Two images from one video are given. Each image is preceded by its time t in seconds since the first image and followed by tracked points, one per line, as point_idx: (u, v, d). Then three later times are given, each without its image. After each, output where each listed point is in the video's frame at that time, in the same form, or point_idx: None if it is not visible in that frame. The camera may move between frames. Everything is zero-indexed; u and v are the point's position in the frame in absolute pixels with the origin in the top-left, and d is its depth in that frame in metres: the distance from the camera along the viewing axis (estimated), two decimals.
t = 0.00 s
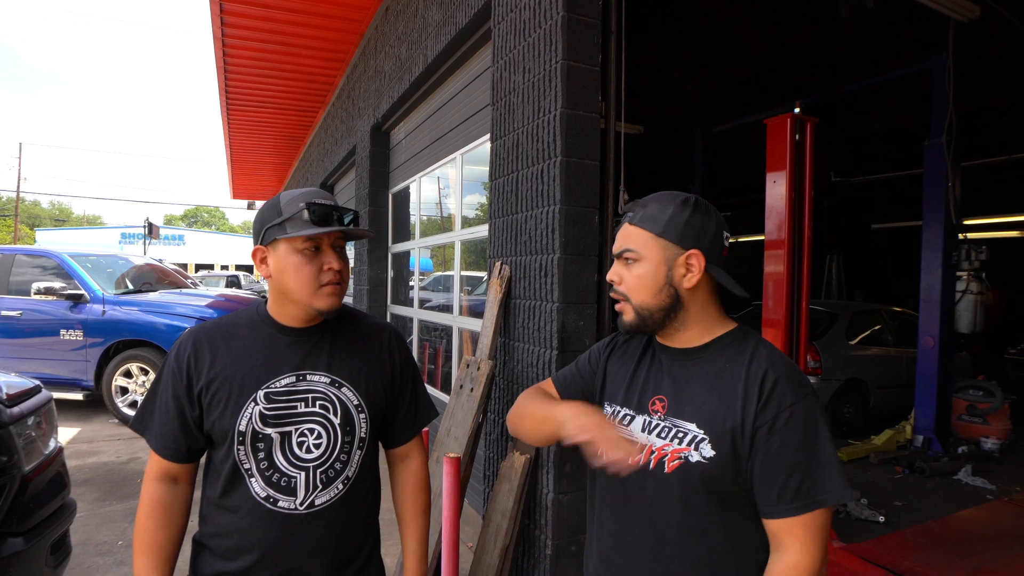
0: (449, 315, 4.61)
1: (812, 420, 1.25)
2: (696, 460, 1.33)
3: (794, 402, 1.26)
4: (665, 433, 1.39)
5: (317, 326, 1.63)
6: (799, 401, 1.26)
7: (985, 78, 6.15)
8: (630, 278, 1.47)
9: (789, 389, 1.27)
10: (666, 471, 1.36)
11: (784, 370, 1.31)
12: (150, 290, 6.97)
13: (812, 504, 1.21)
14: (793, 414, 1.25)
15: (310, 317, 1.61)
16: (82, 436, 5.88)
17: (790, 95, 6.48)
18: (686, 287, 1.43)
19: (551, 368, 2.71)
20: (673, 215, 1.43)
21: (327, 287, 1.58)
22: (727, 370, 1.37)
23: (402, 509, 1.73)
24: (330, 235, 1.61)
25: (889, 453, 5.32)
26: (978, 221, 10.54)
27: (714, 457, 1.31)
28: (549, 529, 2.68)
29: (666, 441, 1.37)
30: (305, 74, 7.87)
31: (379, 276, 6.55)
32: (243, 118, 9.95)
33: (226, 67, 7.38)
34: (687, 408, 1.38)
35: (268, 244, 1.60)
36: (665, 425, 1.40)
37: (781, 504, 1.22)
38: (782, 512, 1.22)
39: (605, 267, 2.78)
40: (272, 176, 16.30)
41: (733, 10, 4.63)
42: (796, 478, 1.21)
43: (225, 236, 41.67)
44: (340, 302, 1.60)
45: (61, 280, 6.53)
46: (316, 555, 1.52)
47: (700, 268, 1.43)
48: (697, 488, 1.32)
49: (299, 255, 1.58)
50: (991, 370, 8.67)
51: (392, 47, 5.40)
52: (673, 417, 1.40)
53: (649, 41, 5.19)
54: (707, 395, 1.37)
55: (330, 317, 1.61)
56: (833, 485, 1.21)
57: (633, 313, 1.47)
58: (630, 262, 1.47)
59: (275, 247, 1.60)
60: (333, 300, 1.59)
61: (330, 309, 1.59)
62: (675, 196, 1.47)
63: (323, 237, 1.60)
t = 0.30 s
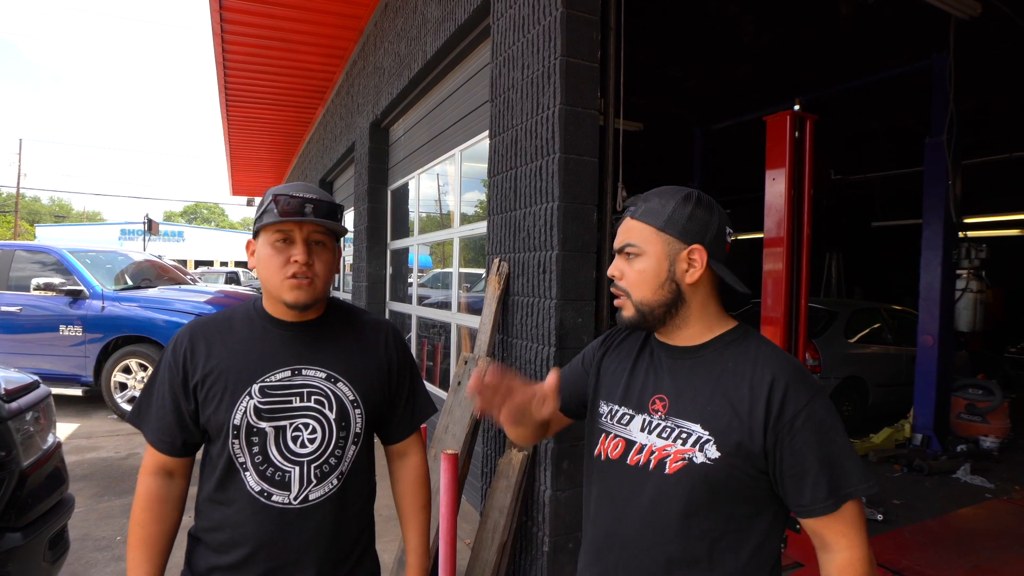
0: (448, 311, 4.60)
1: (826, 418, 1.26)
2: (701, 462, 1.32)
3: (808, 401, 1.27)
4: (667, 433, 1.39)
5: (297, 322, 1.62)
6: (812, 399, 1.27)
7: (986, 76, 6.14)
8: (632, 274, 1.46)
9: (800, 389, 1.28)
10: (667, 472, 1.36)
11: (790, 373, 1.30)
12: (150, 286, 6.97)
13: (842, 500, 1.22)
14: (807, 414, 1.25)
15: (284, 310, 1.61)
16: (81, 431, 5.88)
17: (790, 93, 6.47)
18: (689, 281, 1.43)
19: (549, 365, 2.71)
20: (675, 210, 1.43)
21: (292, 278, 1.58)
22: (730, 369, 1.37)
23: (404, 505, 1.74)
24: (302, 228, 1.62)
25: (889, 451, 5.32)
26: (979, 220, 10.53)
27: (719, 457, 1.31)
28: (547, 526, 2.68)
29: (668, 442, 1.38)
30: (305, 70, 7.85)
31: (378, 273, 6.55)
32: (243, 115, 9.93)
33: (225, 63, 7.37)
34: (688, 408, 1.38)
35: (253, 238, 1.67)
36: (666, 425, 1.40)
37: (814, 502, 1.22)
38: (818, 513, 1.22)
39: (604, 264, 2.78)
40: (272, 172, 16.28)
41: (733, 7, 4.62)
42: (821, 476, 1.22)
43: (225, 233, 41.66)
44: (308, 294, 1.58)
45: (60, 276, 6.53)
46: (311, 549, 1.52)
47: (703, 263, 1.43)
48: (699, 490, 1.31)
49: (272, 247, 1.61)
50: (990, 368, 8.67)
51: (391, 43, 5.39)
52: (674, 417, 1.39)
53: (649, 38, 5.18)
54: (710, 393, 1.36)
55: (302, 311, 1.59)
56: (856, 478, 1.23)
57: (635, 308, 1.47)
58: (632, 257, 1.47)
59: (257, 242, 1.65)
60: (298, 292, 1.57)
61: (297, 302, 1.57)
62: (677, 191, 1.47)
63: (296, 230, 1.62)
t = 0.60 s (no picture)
0: (445, 309, 4.60)
1: (823, 417, 1.26)
2: (705, 459, 1.32)
3: (806, 398, 1.27)
4: (670, 432, 1.39)
5: (288, 320, 1.61)
6: (809, 398, 1.27)
7: (985, 74, 6.13)
8: (629, 275, 1.47)
9: (799, 386, 1.28)
10: (673, 470, 1.36)
11: (791, 366, 1.32)
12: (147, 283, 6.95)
13: (822, 499, 1.23)
14: (803, 414, 1.26)
15: (274, 309, 1.61)
16: (77, 429, 5.87)
17: (789, 91, 6.46)
18: (686, 282, 1.43)
19: (547, 364, 2.70)
20: (671, 210, 1.43)
21: (282, 278, 1.58)
22: (730, 368, 1.37)
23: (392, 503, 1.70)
24: (293, 227, 1.62)
25: (885, 449, 5.33)
26: (977, 218, 10.54)
27: (724, 454, 1.30)
28: (544, 524, 2.68)
29: (672, 441, 1.37)
30: (303, 68, 7.83)
31: (376, 271, 6.53)
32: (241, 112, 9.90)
33: (222, 60, 7.34)
34: (690, 407, 1.38)
35: (247, 234, 1.68)
36: (669, 424, 1.39)
37: (795, 500, 1.23)
38: (791, 509, 1.24)
39: (601, 263, 2.78)
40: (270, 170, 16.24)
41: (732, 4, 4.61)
42: (809, 473, 1.23)
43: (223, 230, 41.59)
44: (297, 295, 1.58)
45: (57, 273, 6.51)
46: (303, 547, 1.52)
47: (700, 263, 1.42)
48: (706, 488, 1.31)
49: (263, 246, 1.61)
50: (987, 367, 8.69)
51: (389, 40, 5.37)
52: (678, 416, 1.39)
53: (648, 35, 5.16)
54: (711, 391, 1.37)
55: (291, 311, 1.60)
56: (843, 478, 1.23)
57: (633, 309, 1.47)
58: (628, 258, 1.47)
59: (250, 238, 1.66)
60: (287, 292, 1.58)
61: (286, 301, 1.57)
62: (672, 191, 1.46)
63: (287, 229, 1.62)
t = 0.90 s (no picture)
0: (448, 306, 4.60)
1: (824, 411, 1.26)
2: (706, 457, 1.31)
3: (809, 393, 1.27)
4: (670, 429, 1.37)
5: (291, 314, 1.62)
6: (812, 393, 1.27)
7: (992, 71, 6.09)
8: (629, 265, 1.46)
9: (802, 381, 1.28)
10: (673, 469, 1.35)
11: (794, 363, 1.31)
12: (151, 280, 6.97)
13: (831, 491, 1.24)
14: (807, 409, 1.25)
15: (277, 304, 1.62)
16: (82, 425, 5.90)
17: (794, 87, 6.43)
18: (688, 278, 1.42)
19: (549, 361, 2.70)
20: (679, 204, 1.42)
21: (287, 276, 1.58)
22: (732, 361, 1.37)
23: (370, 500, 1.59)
24: (299, 225, 1.61)
25: (890, 447, 5.31)
26: (982, 216, 10.49)
27: (725, 452, 1.30)
28: (547, 521, 2.67)
29: (672, 439, 1.36)
30: (306, 64, 7.83)
31: (379, 267, 6.54)
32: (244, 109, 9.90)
33: (226, 57, 7.35)
34: (688, 404, 1.37)
35: (252, 227, 1.67)
36: (667, 422, 1.38)
37: (801, 494, 1.24)
38: (803, 503, 1.24)
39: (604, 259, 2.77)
40: (273, 166, 16.27)
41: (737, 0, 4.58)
42: (816, 467, 1.23)
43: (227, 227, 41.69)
44: (301, 292, 1.59)
45: (62, 269, 6.53)
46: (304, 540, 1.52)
47: (703, 261, 1.42)
48: (708, 486, 1.30)
49: (269, 241, 1.60)
50: (992, 365, 8.66)
51: (391, 37, 5.36)
52: (677, 413, 1.38)
53: (651, 32, 5.15)
54: (712, 385, 1.36)
55: (295, 306, 1.60)
56: (847, 470, 1.24)
57: (631, 300, 1.46)
58: (630, 249, 1.46)
59: (255, 232, 1.65)
60: (291, 290, 1.58)
61: (291, 297, 1.58)
62: (681, 185, 1.46)
63: (293, 226, 1.61)
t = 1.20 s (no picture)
0: (453, 302, 4.61)
1: (824, 407, 1.25)
2: (699, 453, 1.31)
3: (806, 391, 1.25)
4: (664, 424, 1.37)
5: (296, 310, 1.62)
6: (810, 389, 1.25)
7: (1001, 65, 6.04)
8: (638, 256, 1.45)
9: (798, 377, 1.26)
10: (667, 464, 1.35)
11: (789, 359, 1.29)
12: (157, 276, 7.01)
13: (833, 488, 1.22)
14: (805, 405, 1.24)
15: (281, 299, 1.61)
16: (90, 419, 5.94)
17: (800, 83, 6.39)
18: (698, 272, 1.42)
19: (555, 356, 2.70)
20: (694, 198, 1.42)
21: (290, 269, 1.58)
22: (729, 358, 1.36)
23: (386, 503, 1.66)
24: (302, 218, 1.61)
25: (896, 444, 5.29)
26: (990, 212, 10.41)
27: (718, 448, 1.29)
28: (552, 516, 2.68)
29: (666, 434, 1.36)
30: (311, 60, 7.83)
31: (384, 263, 6.55)
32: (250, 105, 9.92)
33: (231, 53, 7.36)
34: (684, 399, 1.37)
35: (255, 224, 1.67)
36: (663, 417, 1.38)
37: (804, 491, 1.23)
38: (807, 500, 1.23)
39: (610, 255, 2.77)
40: (279, 162, 16.30)
41: None
42: (817, 463, 1.22)
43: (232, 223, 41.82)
44: (305, 285, 1.58)
45: (69, 265, 6.57)
46: (307, 534, 1.53)
47: (713, 257, 1.43)
48: (701, 482, 1.30)
49: (271, 235, 1.60)
50: (1001, 362, 8.61)
51: (397, 33, 5.36)
52: (672, 409, 1.38)
53: (657, 27, 5.13)
54: (708, 380, 1.35)
55: (299, 299, 1.59)
56: (849, 465, 1.23)
57: (638, 290, 1.45)
58: (640, 240, 1.45)
59: (258, 228, 1.65)
60: (295, 282, 1.57)
61: (294, 291, 1.57)
62: (692, 179, 1.46)
63: (296, 220, 1.61)
